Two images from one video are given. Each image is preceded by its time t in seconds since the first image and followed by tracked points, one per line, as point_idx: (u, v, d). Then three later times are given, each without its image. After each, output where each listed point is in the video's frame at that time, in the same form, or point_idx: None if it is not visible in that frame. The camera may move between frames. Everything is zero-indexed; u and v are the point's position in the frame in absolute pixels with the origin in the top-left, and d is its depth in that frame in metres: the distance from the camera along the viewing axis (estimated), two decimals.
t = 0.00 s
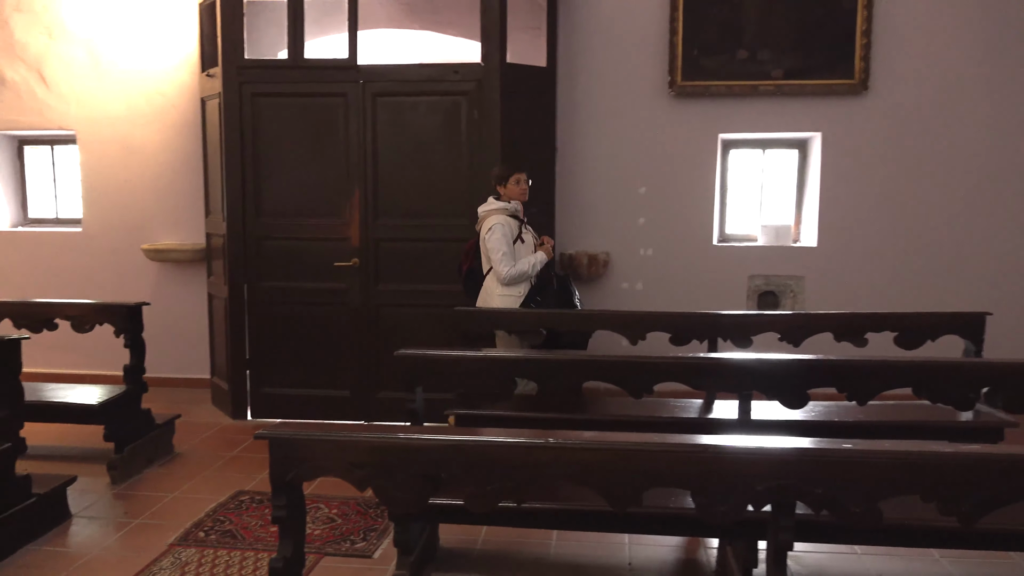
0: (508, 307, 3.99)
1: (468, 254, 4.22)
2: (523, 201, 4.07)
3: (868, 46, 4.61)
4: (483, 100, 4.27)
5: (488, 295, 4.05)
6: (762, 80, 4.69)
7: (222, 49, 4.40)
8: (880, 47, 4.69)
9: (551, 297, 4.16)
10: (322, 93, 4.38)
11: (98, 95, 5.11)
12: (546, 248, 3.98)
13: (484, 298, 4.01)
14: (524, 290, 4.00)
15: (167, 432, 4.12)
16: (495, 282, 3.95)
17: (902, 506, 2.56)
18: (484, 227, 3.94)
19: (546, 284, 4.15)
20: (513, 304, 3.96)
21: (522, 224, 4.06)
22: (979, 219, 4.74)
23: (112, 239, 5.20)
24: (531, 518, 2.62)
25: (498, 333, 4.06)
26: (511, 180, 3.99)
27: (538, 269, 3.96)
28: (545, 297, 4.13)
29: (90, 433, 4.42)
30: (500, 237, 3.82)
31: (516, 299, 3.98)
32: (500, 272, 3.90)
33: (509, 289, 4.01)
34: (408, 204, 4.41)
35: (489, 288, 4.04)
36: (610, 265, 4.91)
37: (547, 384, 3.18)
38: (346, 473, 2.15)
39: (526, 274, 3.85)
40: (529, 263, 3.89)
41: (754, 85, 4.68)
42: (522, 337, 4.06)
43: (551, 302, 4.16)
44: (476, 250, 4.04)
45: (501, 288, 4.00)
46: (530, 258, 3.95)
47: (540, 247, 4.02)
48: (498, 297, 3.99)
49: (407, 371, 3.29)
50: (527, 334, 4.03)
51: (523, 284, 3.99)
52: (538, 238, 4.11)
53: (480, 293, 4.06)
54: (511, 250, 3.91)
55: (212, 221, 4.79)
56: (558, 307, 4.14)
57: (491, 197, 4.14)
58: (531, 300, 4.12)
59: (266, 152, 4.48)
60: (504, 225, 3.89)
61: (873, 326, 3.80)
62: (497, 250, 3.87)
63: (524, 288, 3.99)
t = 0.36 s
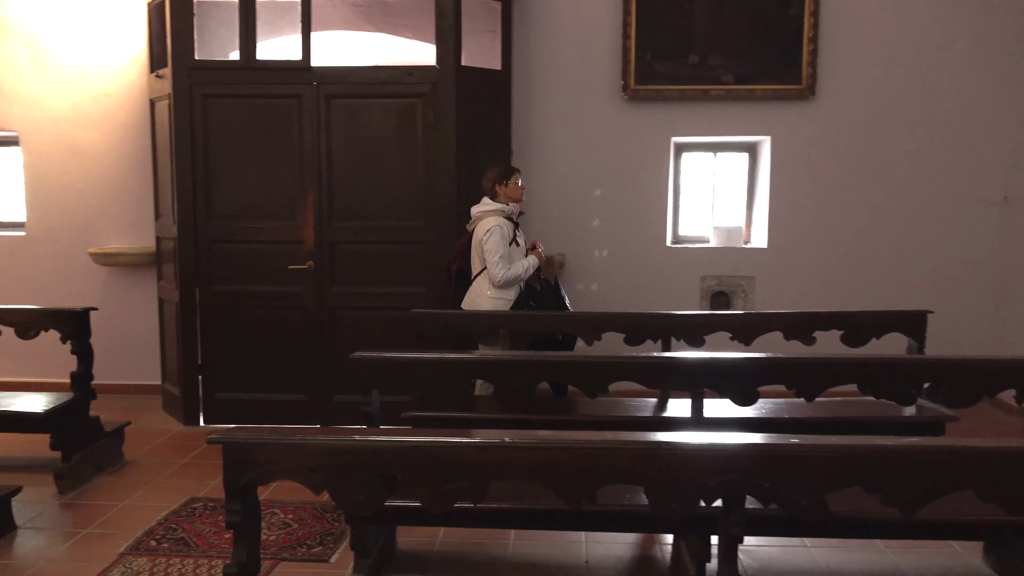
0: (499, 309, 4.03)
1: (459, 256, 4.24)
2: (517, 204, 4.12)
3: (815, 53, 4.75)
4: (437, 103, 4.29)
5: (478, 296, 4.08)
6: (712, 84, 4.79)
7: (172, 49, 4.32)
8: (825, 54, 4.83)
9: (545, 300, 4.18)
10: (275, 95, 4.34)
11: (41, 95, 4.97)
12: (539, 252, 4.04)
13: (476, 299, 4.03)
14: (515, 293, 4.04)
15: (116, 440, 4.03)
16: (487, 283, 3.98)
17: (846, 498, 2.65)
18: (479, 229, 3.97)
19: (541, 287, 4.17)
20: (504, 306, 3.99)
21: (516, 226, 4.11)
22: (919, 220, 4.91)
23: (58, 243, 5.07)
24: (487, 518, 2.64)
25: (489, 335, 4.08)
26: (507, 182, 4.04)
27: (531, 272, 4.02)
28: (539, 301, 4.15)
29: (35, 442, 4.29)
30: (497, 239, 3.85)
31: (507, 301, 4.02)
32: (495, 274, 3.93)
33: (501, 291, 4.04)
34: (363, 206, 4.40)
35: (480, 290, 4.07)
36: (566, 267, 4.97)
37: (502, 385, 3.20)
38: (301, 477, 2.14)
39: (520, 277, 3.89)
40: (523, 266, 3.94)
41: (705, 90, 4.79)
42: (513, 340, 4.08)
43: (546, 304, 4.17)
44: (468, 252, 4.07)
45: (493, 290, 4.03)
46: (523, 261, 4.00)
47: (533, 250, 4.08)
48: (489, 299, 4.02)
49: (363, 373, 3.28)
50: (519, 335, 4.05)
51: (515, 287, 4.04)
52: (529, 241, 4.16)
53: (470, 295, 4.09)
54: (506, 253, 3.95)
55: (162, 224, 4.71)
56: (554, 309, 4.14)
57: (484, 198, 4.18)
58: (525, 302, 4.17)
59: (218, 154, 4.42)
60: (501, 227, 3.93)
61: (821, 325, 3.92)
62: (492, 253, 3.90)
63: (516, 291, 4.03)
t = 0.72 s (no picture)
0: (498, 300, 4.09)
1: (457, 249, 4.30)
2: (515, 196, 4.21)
3: (767, 46, 4.84)
4: (395, 95, 4.27)
5: (478, 288, 4.14)
6: (668, 76, 4.86)
7: (121, 40, 4.22)
8: (778, 47, 4.93)
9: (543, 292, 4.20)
10: (230, 87, 4.27)
11: None
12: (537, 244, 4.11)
13: (475, 290, 4.10)
14: (514, 285, 4.11)
15: (69, 439, 3.93)
16: (487, 274, 4.04)
17: (800, 479, 2.73)
18: (478, 219, 4.05)
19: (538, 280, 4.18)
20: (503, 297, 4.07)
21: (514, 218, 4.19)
22: (868, 210, 5.06)
23: (3, 239, 4.91)
24: (450, 509, 2.65)
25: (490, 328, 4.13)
26: (503, 173, 4.13)
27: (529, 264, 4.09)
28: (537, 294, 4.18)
29: None
30: (496, 228, 3.93)
31: (507, 292, 4.08)
32: (493, 264, 4.00)
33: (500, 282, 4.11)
34: (321, 200, 4.36)
35: (479, 281, 4.13)
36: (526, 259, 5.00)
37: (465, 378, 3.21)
38: (263, 470, 2.13)
39: (519, 267, 3.97)
40: (521, 257, 4.01)
41: (661, 82, 4.85)
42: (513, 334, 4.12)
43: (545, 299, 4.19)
44: (467, 242, 4.14)
45: (492, 281, 4.09)
46: (522, 252, 4.08)
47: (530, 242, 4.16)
48: (489, 290, 4.08)
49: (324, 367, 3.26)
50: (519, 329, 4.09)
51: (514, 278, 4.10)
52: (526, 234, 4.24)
53: (470, 286, 4.15)
54: (505, 244, 4.02)
55: (113, 219, 4.60)
56: (550, 302, 4.15)
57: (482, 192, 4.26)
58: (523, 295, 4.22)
59: (171, 147, 4.34)
60: (500, 218, 4.01)
61: (775, 313, 4.01)
62: (492, 243, 3.97)
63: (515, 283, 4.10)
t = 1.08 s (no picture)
0: (492, 294, 4.15)
1: (450, 244, 4.34)
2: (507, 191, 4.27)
3: (719, 45, 4.94)
4: (349, 91, 4.24)
5: (471, 282, 4.19)
6: (623, 74, 4.92)
7: (65, 33, 4.09)
8: (729, 47, 5.03)
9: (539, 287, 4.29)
10: (179, 82, 4.18)
11: None
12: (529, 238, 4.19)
13: (470, 283, 4.16)
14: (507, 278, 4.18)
15: (14, 444, 3.81)
16: (481, 268, 4.11)
17: (752, 468, 2.80)
18: (473, 213, 4.10)
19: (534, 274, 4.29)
20: (498, 291, 4.14)
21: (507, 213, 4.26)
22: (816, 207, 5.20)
23: None
24: (409, 505, 2.66)
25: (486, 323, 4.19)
26: (496, 168, 4.17)
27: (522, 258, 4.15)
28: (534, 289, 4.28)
29: None
30: (490, 221, 4.01)
31: (501, 286, 4.15)
32: (487, 258, 4.07)
33: (493, 275, 4.18)
34: (276, 197, 4.31)
35: (472, 275, 4.19)
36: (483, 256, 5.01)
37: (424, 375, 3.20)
38: (220, 471, 2.10)
39: (512, 260, 4.06)
40: (514, 251, 4.09)
41: (615, 80, 4.90)
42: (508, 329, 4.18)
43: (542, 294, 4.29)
44: (461, 236, 4.19)
45: (486, 274, 4.16)
46: (515, 246, 4.14)
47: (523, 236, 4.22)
48: (483, 283, 4.15)
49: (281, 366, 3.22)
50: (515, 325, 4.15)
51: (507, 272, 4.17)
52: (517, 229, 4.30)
53: (464, 280, 4.21)
54: (498, 237, 4.09)
55: (59, 217, 4.47)
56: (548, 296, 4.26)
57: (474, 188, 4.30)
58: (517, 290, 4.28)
59: (119, 143, 4.23)
60: (494, 211, 4.07)
61: (727, 306, 4.11)
62: (486, 236, 4.04)
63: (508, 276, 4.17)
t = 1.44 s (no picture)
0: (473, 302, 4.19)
1: (425, 251, 4.28)
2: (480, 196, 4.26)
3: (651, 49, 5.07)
4: (283, 93, 4.20)
5: (451, 290, 4.21)
6: (557, 77, 5.00)
7: None
8: (661, 51, 5.16)
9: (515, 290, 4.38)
10: (104, 83, 4.06)
11: None
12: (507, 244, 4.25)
13: (452, 292, 4.18)
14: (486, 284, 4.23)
15: None
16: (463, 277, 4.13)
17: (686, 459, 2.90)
18: (454, 222, 4.07)
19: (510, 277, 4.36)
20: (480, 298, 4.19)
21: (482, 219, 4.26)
22: (744, 206, 5.39)
23: None
24: (351, 509, 2.66)
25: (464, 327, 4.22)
26: (472, 174, 4.15)
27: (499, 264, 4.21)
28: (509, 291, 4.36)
29: None
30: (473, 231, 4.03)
31: (481, 293, 4.19)
32: (469, 267, 4.10)
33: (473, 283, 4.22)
34: (209, 201, 4.23)
35: (451, 284, 4.19)
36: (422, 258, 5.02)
37: (365, 378, 3.20)
38: (156, 480, 2.06)
39: (494, 267, 4.11)
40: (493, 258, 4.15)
41: (551, 83, 4.98)
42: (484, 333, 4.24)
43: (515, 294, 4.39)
44: (440, 245, 4.16)
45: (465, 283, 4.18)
46: (493, 253, 4.19)
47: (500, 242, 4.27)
48: (465, 292, 4.18)
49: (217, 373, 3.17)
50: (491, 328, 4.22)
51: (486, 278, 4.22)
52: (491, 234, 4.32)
53: (445, 289, 4.22)
54: (478, 246, 4.12)
55: None
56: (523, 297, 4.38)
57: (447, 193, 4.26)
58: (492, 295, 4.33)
59: (40, 146, 4.09)
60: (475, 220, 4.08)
61: (664, 305, 4.22)
62: (468, 246, 4.06)
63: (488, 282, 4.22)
